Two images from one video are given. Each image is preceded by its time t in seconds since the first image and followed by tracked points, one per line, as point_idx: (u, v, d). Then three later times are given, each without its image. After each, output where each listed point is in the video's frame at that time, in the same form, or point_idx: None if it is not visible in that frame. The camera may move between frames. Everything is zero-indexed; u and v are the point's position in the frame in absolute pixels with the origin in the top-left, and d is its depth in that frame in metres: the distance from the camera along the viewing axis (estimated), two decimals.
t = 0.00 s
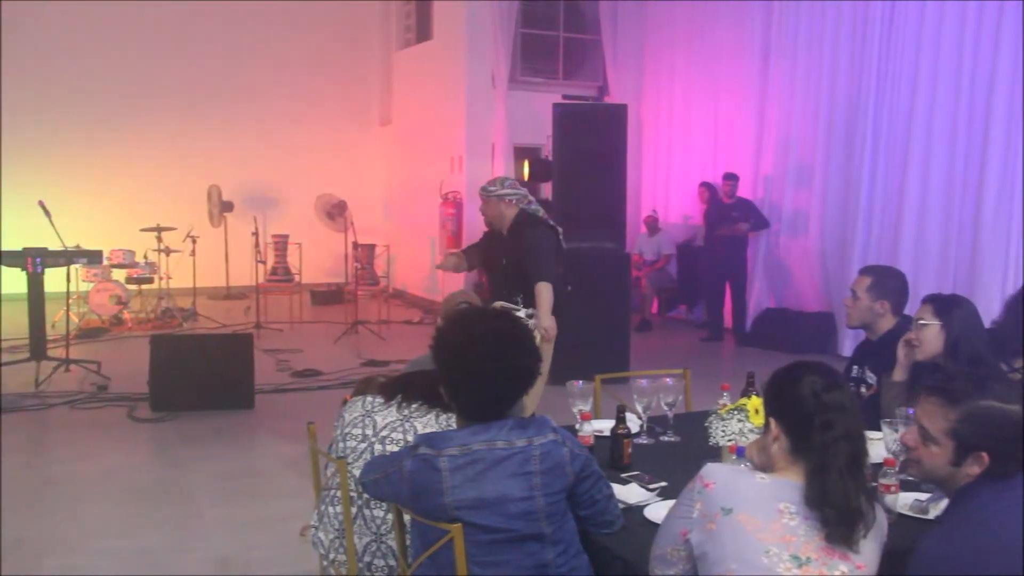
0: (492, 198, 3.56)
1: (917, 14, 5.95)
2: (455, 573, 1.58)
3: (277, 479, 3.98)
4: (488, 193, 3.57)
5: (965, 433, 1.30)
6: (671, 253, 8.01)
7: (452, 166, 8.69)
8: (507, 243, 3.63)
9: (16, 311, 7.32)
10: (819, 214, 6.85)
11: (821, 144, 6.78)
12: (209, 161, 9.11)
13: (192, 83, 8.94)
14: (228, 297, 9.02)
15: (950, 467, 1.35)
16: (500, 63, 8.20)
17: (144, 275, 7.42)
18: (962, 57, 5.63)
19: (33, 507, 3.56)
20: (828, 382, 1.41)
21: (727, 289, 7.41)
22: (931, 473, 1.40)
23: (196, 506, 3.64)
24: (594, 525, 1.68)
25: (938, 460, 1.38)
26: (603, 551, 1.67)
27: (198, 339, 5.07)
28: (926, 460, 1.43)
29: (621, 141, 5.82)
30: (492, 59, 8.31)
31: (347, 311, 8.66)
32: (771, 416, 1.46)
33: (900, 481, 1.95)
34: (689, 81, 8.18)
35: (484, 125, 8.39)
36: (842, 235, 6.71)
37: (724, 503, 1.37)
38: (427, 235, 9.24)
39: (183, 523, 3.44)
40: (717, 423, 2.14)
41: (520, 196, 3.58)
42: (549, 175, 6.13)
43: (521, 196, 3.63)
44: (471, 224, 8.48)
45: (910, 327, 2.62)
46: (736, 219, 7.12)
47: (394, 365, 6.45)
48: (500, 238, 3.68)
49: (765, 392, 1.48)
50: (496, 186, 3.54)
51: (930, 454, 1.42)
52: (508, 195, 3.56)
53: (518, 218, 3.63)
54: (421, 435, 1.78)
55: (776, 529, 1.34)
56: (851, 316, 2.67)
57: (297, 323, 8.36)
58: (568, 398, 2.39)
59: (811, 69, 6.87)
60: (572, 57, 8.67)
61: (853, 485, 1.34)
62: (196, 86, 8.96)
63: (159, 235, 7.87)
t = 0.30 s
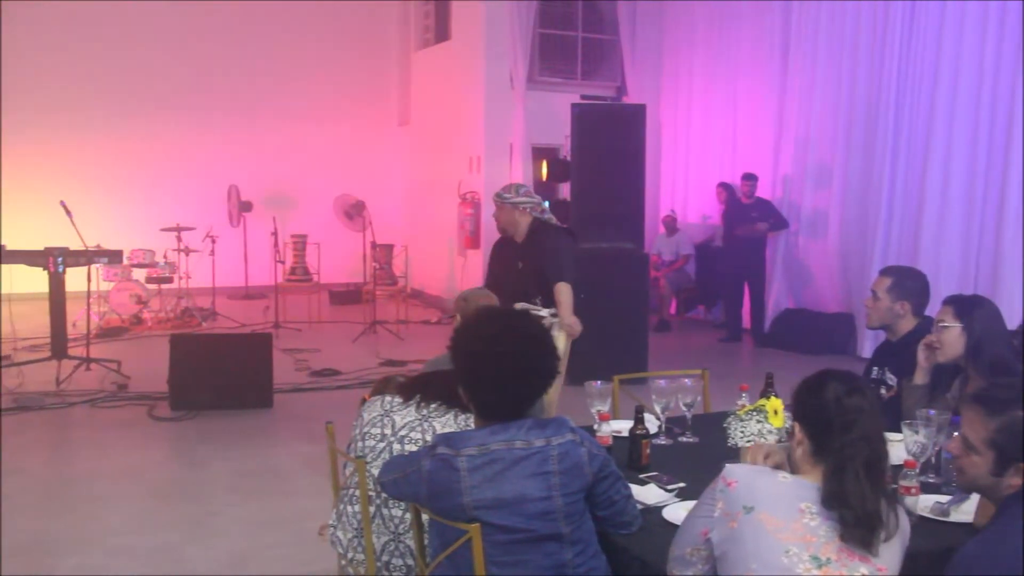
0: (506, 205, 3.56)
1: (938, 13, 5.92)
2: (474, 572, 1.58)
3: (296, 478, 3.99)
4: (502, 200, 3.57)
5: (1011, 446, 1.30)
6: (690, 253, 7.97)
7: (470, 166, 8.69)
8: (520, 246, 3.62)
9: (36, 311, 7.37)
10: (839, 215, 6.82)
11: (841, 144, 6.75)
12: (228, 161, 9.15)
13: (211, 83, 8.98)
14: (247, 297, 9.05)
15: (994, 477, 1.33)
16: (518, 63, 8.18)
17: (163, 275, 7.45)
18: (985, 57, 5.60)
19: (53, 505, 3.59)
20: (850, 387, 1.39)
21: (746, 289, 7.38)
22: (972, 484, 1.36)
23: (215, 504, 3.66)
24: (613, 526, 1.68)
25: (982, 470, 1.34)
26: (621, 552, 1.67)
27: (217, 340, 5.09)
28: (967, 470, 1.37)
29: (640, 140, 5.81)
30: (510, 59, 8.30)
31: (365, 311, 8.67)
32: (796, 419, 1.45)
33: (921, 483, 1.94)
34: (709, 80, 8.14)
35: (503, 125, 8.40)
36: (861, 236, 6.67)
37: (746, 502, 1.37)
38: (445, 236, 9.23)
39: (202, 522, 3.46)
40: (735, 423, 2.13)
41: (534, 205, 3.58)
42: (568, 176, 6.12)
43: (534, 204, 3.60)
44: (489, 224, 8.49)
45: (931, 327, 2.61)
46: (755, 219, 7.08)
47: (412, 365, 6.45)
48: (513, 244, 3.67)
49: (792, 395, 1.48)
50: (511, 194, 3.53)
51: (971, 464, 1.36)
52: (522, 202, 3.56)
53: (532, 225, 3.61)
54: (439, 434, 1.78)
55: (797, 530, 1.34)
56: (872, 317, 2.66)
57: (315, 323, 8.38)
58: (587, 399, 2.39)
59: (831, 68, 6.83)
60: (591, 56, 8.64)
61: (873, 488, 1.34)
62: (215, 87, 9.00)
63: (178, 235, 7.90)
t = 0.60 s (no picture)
0: (516, 207, 3.54)
1: (959, 13, 5.89)
2: (490, 572, 1.58)
3: (314, 478, 4.00)
4: (512, 202, 3.55)
5: None
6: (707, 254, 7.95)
7: (488, 167, 8.69)
8: (534, 245, 3.63)
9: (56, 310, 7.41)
10: (858, 215, 6.79)
11: (860, 145, 6.72)
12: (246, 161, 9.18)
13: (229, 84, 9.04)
14: (265, 296, 9.08)
15: None
16: (536, 63, 8.18)
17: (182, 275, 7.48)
18: (1007, 58, 5.57)
19: (73, 503, 3.61)
20: (880, 396, 1.40)
21: (765, 290, 7.36)
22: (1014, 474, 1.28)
23: (233, 503, 3.67)
24: (631, 526, 1.67)
25: None
26: (637, 553, 1.67)
27: (234, 338, 5.11)
28: (1011, 459, 1.29)
29: (658, 140, 5.80)
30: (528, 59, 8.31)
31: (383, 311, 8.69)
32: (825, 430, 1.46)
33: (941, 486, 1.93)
34: (727, 81, 8.11)
35: (521, 125, 8.40)
36: (881, 237, 6.65)
37: (779, 496, 1.36)
38: (464, 236, 9.23)
39: (221, 520, 3.47)
40: (753, 424, 2.13)
41: (545, 204, 3.58)
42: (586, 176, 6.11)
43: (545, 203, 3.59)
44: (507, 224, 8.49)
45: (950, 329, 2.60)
46: (773, 219, 7.06)
47: (430, 365, 6.46)
48: (528, 244, 3.64)
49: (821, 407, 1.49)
50: (521, 195, 3.52)
51: (1014, 454, 1.28)
52: (532, 203, 3.55)
53: (544, 225, 3.62)
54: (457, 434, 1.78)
55: (830, 525, 1.33)
56: (891, 318, 2.65)
57: (333, 323, 8.40)
58: (605, 399, 2.39)
59: (850, 68, 6.80)
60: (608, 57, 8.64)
61: (909, 490, 1.34)
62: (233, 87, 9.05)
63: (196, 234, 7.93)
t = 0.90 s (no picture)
0: (534, 206, 3.57)
1: (983, 14, 5.86)
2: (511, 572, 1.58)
3: (334, 477, 4.02)
4: (530, 201, 3.59)
5: None
6: (728, 255, 7.93)
7: (508, 167, 8.69)
8: (552, 245, 3.62)
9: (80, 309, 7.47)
10: (881, 216, 6.76)
11: (882, 145, 6.69)
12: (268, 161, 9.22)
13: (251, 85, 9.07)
14: (286, 296, 9.11)
15: None
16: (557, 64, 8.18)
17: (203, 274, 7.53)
18: None
19: (96, 501, 3.64)
20: (919, 406, 1.39)
21: (786, 291, 7.33)
22: None
23: (253, 501, 3.69)
24: (651, 528, 1.67)
25: None
26: (657, 554, 1.66)
27: (255, 337, 5.13)
28: None
29: (679, 141, 5.79)
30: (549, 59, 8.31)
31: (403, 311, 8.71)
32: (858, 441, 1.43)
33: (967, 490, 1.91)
34: (748, 81, 8.09)
35: (542, 125, 8.40)
36: (903, 238, 6.61)
37: (819, 496, 1.34)
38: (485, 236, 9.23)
39: (242, 519, 3.49)
40: (775, 426, 2.12)
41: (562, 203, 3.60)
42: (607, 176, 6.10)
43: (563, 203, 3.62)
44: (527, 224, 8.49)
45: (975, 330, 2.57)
46: (794, 220, 7.02)
47: (451, 365, 6.47)
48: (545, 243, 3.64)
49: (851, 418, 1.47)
50: (538, 195, 3.56)
51: None
52: (550, 202, 3.58)
53: (561, 225, 3.60)
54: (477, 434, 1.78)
55: (870, 526, 1.30)
56: (914, 320, 2.63)
57: (353, 323, 8.43)
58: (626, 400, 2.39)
59: (873, 68, 6.77)
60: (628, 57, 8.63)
61: (955, 495, 1.32)
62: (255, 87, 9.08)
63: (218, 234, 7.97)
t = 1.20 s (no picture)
0: (548, 209, 3.56)
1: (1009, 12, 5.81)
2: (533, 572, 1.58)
3: (356, 476, 4.03)
4: (544, 204, 3.57)
5: None
6: (751, 255, 7.90)
7: (530, 168, 8.68)
8: (570, 245, 3.61)
9: (105, 308, 7.54)
10: (905, 217, 6.72)
11: (907, 144, 6.64)
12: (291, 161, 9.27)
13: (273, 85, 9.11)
14: (308, 295, 9.15)
15: None
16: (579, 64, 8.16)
17: (227, 274, 7.57)
18: None
19: (120, 499, 3.68)
20: (950, 408, 1.38)
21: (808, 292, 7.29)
22: None
23: (277, 501, 3.71)
24: (673, 529, 1.67)
25: None
26: (680, 556, 1.66)
27: (277, 337, 5.15)
28: None
29: (701, 140, 5.77)
30: (570, 60, 8.31)
31: (425, 311, 8.72)
32: (887, 442, 1.44)
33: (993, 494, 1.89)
34: (771, 80, 8.06)
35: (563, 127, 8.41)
36: (927, 239, 6.57)
37: (844, 498, 1.32)
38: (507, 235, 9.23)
39: (264, 518, 3.51)
40: (798, 428, 2.10)
41: (576, 203, 3.57)
42: (629, 176, 6.09)
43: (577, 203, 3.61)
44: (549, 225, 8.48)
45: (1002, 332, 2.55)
46: (818, 221, 6.98)
47: (472, 365, 6.48)
48: (562, 243, 3.65)
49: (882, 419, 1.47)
50: (551, 197, 3.53)
51: None
52: (564, 205, 3.56)
53: (578, 225, 3.60)
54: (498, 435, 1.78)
55: (896, 529, 1.28)
56: (940, 322, 2.61)
57: (375, 323, 8.45)
58: (649, 401, 2.38)
59: (897, 67, 6.73)
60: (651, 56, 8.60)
61: (985, 496, 1.32)
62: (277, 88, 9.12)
63: (242, 234, 8.01)
